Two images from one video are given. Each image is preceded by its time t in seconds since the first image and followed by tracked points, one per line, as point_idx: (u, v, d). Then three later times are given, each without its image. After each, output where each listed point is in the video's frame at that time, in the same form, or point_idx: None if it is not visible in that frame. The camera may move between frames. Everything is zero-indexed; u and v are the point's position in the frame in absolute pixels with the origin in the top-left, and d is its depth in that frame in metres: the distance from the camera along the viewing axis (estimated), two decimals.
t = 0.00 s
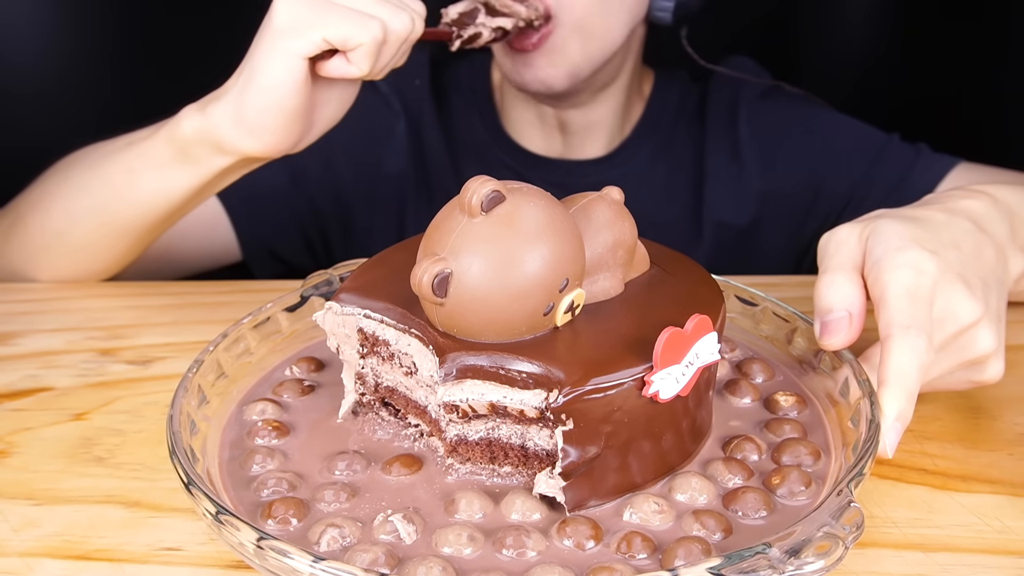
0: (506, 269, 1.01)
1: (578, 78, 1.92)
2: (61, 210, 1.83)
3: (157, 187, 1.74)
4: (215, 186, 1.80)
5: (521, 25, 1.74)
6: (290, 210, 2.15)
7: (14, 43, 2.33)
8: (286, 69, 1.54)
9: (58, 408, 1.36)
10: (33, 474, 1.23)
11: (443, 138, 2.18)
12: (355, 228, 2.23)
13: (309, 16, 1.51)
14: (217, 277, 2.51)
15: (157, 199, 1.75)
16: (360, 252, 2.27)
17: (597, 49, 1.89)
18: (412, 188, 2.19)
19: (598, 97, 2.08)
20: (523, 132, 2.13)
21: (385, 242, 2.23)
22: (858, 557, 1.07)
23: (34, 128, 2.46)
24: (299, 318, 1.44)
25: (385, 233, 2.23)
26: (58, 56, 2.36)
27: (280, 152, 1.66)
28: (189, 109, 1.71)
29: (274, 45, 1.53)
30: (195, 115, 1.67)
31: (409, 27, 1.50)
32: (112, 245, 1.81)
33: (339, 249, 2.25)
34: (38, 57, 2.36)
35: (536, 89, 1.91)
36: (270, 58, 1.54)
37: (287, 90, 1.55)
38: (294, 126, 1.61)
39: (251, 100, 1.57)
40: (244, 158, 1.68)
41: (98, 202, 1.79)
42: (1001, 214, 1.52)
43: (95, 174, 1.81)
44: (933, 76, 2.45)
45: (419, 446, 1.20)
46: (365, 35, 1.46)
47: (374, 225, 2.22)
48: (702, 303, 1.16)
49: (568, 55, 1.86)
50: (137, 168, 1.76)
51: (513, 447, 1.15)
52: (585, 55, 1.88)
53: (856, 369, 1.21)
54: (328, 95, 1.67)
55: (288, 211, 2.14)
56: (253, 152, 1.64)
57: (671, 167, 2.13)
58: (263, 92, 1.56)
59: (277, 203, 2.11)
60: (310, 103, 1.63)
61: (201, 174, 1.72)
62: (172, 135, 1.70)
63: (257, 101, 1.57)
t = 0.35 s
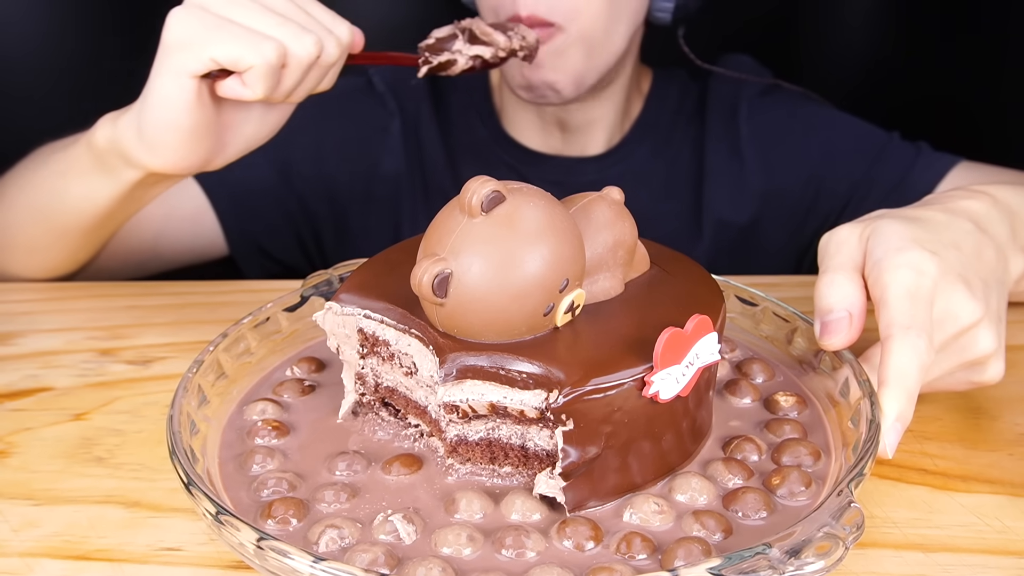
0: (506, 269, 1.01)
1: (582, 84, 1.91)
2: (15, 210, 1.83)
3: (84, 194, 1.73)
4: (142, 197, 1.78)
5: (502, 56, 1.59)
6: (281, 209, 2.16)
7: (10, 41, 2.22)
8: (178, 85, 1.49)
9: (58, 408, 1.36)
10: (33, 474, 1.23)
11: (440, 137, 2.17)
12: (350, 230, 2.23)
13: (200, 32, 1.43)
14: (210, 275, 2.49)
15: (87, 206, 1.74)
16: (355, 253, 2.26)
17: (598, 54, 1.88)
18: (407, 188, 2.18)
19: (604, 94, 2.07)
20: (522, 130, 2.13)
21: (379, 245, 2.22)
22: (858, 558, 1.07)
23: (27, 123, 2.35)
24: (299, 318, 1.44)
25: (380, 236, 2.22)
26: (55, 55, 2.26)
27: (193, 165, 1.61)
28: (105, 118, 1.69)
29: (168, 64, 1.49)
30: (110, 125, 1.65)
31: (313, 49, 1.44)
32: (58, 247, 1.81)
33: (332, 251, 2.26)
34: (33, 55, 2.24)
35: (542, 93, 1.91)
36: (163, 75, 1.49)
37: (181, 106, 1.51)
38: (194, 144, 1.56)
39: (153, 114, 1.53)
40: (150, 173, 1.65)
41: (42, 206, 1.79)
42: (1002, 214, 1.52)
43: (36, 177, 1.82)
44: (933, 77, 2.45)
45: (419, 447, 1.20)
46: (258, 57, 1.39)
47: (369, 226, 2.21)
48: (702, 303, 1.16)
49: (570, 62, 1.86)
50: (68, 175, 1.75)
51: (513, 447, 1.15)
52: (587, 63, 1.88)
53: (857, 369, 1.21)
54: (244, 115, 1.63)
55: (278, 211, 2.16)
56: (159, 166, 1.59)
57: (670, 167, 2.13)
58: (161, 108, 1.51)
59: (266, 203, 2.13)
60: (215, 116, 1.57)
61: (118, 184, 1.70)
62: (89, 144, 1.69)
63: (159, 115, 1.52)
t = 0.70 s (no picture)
0: (505, 269, 1.01)
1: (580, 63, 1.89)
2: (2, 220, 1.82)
3: (53, 203, 1.71)
4: (113, 207, 1.77)
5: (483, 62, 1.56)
6: (282, 212, 2.17)
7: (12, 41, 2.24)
8: (115, 101, 1.47)
9: (58, 408, 1.36)
10: (33, 474, 1.23)
11: (438, 138, 2.17)
12: (349, 231, 2.24)
13: (135, 43, 1.40)
14: (209, 275, 2.49)
15: (56, 217, 1.72)
16: (355, 253, 2.26)
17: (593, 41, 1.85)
18: (405, 190, 2.19)
19: (601, 86, 2.05)
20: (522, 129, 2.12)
21: (378, 245, 2.23)
22: (858, 557, 1.07)
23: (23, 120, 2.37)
24: (299, 318, 1.44)
25: (379, 236, 2.22)
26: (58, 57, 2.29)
27: (139, 176, 1.59)
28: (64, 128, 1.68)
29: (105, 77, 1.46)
30: (64, 135, 1.63)
31: (251, 59, 1.39)
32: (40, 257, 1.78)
33: (334, 252, 2.26)
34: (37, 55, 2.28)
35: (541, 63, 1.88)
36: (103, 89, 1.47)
37: (120, 121, 1.49)
38: (141, 156, 1.55)
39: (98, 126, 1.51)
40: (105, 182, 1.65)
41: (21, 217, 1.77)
42: (1001, 214, 1.52)
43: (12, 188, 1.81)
44: (932, 79, 2.45)
45: (419, 446, 1.20)
46: (190, 68, 1.36)
47: (368, 229, 2.23)
48: (701, 303, 1.16)
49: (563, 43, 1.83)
50: (36, 184, 1.74)
51: (513, 447, 1.15)
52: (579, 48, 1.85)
53: (856, 369, 1.21)
54: (192, 126, 1.62)
55: (279, 214, 2.16)
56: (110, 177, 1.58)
57: (668, 169, 2.13)
58: (105, 122, 1.50)
59: (266, 206, 2.14)
60: (159, 125, 1.56)
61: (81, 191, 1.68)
62: (50, 154, 1.68)
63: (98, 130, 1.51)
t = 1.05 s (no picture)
0: (506, 269, 1.01)
1: (580, 71, 1.88)
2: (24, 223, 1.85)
3: (130, 189, 1.74)
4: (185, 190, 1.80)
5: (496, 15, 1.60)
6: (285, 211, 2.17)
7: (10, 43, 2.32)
8: (242, 79, 1.51)
9: (58, 408, 1.36)
10: (33, 474, 1.23)
11: (441, 137, 2.17)
12: (351, 229, 2.23)
13: (264, 27, 1.46)
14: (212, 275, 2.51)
15: (132, 201, 1.75)
16: (357, 251, 2.26)
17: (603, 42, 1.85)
18: (408, 187, 2.20)
19: (605, 87, 2.05)
20: (524, 130, 2.14)
21: (380, 243, 2.23)
22: (858, 557, 1.07)
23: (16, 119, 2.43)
24: (299, 318, 1.44)
25: (380, 233, 2.23)
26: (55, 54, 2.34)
27: (244, 153, 1.64)
28: (156, 110, 1.70)
29: (235, 57, 1.50)
30: (162, 117, 1.66)
31: (368, 31, 1.45)
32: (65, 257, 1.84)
33: (335, 249, 2.26)
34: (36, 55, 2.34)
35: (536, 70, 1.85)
36: (229, 68, 1.51)
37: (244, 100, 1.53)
38: (258, 131, 1.59)
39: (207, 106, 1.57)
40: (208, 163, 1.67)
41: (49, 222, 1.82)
42: (1001, 213, 1.52)
43: (74, 178, 1.81)
44: (933, 78, 2.44)
45: (419, 446, 1.20)
46: (324, 44, 1.42)
47: (369, 226, 2.22)
48: (702, 303, 1.16)
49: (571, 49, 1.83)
50: (112, 169, 1.75)
51: (513, 447, 1.15)
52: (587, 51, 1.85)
53: (856, 369, 1.21)
54: (294, 97, 1.64)
55: (281, 211, 2.16)
56: (215, 156, 1.62)
57: (670, 169, 2.13)
58: (220, 99, 1.54)
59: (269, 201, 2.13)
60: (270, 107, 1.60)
61: (175, 175, 1.71)
62: (141, 137, 1.69)
63: (210, 109, 1.56)
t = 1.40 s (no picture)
0: (506, 269, 1.01)
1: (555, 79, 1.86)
2: (80, 209, 1.79)
3: (250, 164, 1.73)
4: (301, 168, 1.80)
5: None
6: (301, 209, 2.17)
7: (12, 46, 2.33)
8: (436, 47, 1.61)
9: (58, 408, 1.36)
10: (33, 474, 1.23)
11: (448, 135, 2.19)
12: (360, 229, 2.24)
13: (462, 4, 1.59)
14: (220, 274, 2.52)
15: (250, 175, 1.74)
16: (364, 251, 2.26)
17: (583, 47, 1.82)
18: (419, 186, 2.20)
19: (597, 97, 2.04)
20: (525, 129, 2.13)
21: (388, 242, 2.23)
22: (858, 557, 1.07)
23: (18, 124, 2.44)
24: (300, 318, 1.44)
25: (389, 232, 2.23)
26: (58, 58, 2.35)
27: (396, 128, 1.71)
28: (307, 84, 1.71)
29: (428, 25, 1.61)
30: (315, 90, 1.67)
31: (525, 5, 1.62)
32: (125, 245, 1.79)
33: (342, 249, 2.26)
34: (40, 58, 2.35)
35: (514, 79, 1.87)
36: (421, 37, 1.61)
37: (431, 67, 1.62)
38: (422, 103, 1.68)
39: (385, 74, 1.63)
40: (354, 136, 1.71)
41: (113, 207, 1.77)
42: (1002, 213, 1.52)
43: (172, 155, 1.76)
44: (933, 78, 2.44)
45: (419, 446, 1.20)
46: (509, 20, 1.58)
47: (380, 224, 2.23)
48: (702, 303, 1.16)
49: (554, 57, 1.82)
50: (234, 143, 1.73)
51: (513, 447, 1.15)
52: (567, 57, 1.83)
53: (856, 369, 1.21)
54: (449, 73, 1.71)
55: (297, 208, 2.16)
56: (372, 126, 1.67)
57: (673, 168, 2.13)
58: (405, 65, 1.62)
59: (287, 196, 2.14)
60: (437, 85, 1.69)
61: (312, 149, 1.72)
62: (287, 109, 1.69)
63: (391, 73, 1.63)
